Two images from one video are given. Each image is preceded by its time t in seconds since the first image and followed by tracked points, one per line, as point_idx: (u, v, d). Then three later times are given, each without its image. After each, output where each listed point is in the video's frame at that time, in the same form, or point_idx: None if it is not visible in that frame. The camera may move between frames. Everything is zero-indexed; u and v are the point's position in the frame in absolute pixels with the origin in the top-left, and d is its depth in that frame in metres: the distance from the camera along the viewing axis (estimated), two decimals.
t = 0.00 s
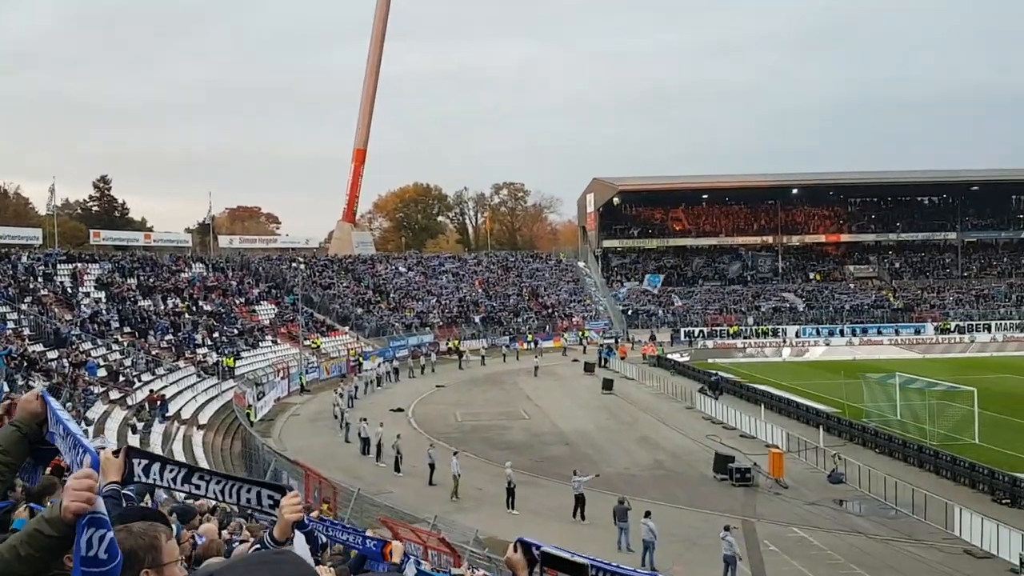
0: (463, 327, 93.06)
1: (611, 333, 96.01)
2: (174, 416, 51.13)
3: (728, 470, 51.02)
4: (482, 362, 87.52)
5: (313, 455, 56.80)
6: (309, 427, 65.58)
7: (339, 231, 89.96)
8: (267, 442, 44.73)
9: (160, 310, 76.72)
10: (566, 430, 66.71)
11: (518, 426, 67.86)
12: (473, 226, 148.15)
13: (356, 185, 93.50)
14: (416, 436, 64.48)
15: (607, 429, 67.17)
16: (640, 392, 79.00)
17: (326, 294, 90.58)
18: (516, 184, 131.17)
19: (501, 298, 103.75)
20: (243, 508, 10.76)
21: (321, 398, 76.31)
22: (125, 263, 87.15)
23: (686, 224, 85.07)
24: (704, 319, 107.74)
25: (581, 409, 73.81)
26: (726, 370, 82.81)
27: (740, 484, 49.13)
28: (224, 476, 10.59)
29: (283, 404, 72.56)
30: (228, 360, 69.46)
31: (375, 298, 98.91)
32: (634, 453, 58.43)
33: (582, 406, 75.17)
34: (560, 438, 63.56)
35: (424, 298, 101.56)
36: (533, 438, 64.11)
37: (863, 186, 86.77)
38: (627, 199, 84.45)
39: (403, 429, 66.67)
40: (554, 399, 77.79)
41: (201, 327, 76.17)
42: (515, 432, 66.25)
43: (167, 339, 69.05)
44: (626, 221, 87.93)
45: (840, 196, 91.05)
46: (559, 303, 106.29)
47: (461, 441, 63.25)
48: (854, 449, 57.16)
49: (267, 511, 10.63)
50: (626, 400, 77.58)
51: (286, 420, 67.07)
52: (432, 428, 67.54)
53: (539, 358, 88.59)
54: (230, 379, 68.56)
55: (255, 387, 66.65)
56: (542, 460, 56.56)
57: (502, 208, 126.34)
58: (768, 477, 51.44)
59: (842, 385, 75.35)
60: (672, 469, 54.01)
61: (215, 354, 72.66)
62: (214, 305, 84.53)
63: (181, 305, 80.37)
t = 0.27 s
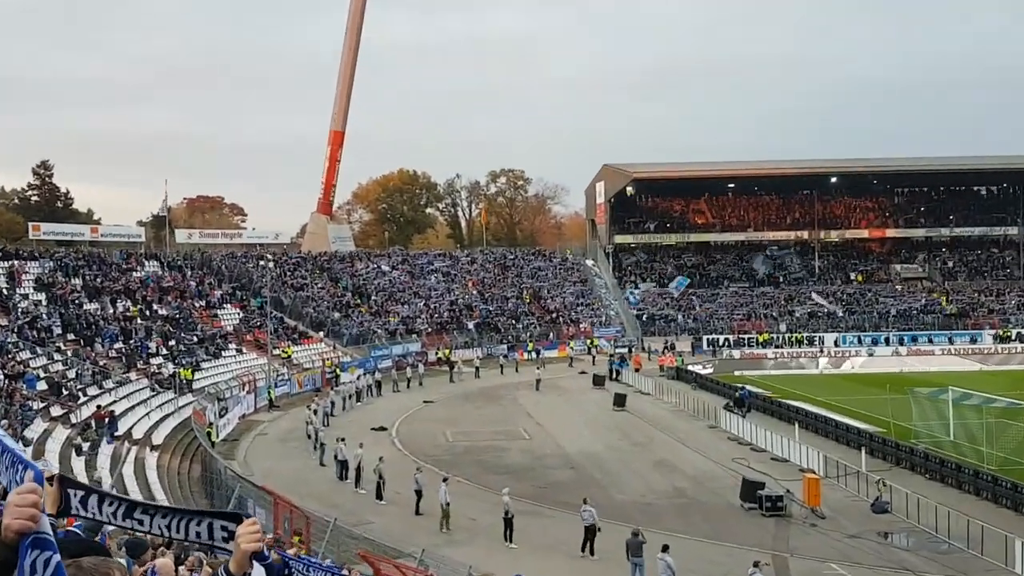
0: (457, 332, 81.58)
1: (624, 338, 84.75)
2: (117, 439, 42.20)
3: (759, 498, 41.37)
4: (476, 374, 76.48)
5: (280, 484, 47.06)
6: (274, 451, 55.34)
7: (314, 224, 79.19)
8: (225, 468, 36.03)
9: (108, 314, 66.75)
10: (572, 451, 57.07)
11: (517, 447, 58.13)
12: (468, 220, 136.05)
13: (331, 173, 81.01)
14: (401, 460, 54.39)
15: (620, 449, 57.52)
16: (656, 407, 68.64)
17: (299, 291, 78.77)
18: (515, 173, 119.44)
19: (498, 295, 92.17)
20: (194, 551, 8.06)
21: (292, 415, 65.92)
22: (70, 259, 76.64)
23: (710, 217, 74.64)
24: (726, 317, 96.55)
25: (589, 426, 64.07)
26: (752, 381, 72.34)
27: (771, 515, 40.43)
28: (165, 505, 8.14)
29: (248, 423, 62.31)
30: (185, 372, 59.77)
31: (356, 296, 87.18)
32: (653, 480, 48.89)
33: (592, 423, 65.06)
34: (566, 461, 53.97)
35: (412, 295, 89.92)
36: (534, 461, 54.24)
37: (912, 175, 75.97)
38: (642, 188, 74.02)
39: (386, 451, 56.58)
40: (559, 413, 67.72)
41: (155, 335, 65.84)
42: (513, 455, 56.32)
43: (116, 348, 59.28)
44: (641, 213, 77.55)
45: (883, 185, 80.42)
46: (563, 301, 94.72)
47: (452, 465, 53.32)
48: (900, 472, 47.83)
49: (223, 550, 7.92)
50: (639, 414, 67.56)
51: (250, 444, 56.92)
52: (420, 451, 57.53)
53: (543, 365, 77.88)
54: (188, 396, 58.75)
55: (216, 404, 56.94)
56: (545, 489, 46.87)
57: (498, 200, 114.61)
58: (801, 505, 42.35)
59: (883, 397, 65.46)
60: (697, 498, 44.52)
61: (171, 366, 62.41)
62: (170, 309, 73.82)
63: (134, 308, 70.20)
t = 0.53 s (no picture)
0: (453, 328, 71.41)
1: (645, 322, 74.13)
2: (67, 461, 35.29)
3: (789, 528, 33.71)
4: (469, 389, 67.22)
5: (246, 516, 39.09)
6: (238, 479, 46.83)
7: (290, 221, 70.86)
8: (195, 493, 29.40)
9: (55, 321, 58.59)
10: (579, 475, 48.77)
11: (514, 471, 49.87)
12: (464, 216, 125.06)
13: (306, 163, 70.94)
14: (389, 489, 46.01)
15: (634, 473, 49.22)
16: (672, 426, 59.78)
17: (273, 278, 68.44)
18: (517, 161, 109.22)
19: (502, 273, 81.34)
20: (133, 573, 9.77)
21: (262, 436, 57.08)
22: (15, 259, 68.06)
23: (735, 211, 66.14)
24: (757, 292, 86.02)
25: (599, 446, 55.71)
26: (778, 396, 63.55)
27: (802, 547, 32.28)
28: (99, 537, 10.06)
29: (212, 445, 53.62)
30: (143, 386, 51.68)
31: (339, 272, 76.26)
32: (674, 508, 40.64)
33: (602, 441, 56.59)
34: (571, 486, 45.76)
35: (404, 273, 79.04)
36: (534, 487, 46.05)
37: (963, 166, 67.02)
38: (657, 179, 65.63)
39: (372, 478, 48.31)
40: (565, 431, 59.23)
41: (109, 344, 56.69)
42: (510, 479, 48.16)
43: (65, 361, 51.65)
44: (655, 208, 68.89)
45: (927, 176, 71.81)
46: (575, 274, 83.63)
47: (442, 492, 45.18)
48: (950, 500, 40.32)
49: (160, 571, 9.60)
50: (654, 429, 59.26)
51: (218, 470, 48.49)
52: (406, 475, 49.16)
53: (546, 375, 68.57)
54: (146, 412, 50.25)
55: (179, 422, 48.46)
56: (547, 520, 38.84)
57: (496, 194, 104.47)
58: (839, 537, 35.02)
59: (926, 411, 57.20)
60: (726, 530, 36.22)
61: (129, 380, 53.74)
62: (124, 316, 64.20)
63: (86, 314, 61.68)
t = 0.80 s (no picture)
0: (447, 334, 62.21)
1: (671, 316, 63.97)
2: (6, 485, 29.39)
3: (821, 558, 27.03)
4: (463, 406, 58.61)
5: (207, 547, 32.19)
6: (202, 499, 39.47)
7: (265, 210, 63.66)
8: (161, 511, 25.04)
9: None
10: (590, 501, 41.26)
11: (515, 497, 42.39)
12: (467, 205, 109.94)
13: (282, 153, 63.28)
14: (375, 517, 38.58)
15: (655, 497, 41.73)
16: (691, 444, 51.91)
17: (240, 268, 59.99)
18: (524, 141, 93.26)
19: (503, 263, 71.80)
20: None
21: (232, 457, 48.74)
22: None
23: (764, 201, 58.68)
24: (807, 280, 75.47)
25: (614, 468, 48.12)
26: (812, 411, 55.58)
27: None
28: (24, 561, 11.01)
29: (174, 467, 45.77)
30: (97, 401, 43.95)
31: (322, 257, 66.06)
32: (706, 540, 33.22)
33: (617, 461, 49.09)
34: (581, 514, 38.30)
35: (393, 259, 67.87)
36: (537, 514, 38.63)
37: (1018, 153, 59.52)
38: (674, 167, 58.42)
39: (354, 503, 40.86)
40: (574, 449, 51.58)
41: (59, 355, 49.40)
42: (512, 506, 40.60)
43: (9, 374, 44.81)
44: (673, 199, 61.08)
45: (980, 161, 64.02)
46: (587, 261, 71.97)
47: (434, 518, 37.69)
48: (1007, 528, 32.11)
49: None
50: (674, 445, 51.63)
51: (181, 493, 41.30)
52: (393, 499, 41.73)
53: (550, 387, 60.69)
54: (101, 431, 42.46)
55: (139, 441, 40.62)
56: (554, 557, 31.34)
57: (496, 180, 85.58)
58: (883, 573, 27.67)
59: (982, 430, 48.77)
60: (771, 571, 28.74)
61: (80, 395, 46.08)
62: (75, 322, 55.84)
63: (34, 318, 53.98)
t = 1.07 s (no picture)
0: (441, 344, 53.31)
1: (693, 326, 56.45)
2: None
3: None
4: (459, 426, 50.87)
5: None
6: (152, 535, 33.12)
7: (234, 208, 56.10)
8: (106, 555, 19.89)
9: None
10: (604, 533, 34.37)
11: (514, 528, 35.49)
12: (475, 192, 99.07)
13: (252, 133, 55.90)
14: (357, 552, 31.97)
15: (683, 528, 34.81)
16: (718, 468, 44.78)
17: (205, 270, 53.24)
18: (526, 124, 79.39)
19: (508, 263, 62.57)
20: None
21: (194, 486, 42.27)
22: None
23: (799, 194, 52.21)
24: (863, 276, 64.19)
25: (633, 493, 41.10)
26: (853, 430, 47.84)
27: None
28: None
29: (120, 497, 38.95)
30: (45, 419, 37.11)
31: (296, 259, 56.69)
32: None
33: (636, 486, 42.24)
34: (594, 548, 31.53)
35: (380, 263, 60.83)
36: (541, 549, 31.81)
37: None
38: (696, 156, 52.02)
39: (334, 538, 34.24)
40: (586, 473, 44.68)
41: None
42: (516, 539, 33.94)
43: None
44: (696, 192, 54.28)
45: None
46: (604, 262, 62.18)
47: (421, 555, 31.08)
48: None
49: None
50: (701, 469, 44.68)
51: (139, 525, 34.87)
52: (377, 533, 35.14)
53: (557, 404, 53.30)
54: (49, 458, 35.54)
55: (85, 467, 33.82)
56: None
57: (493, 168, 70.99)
58: None
59: None
60: None
61: (23, 415, 38.95)
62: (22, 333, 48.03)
63: None
